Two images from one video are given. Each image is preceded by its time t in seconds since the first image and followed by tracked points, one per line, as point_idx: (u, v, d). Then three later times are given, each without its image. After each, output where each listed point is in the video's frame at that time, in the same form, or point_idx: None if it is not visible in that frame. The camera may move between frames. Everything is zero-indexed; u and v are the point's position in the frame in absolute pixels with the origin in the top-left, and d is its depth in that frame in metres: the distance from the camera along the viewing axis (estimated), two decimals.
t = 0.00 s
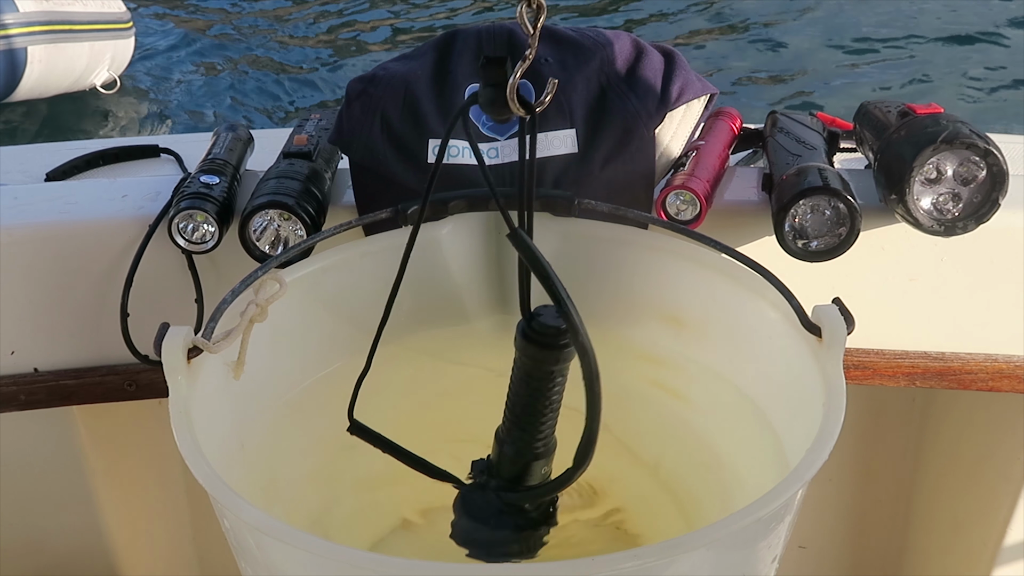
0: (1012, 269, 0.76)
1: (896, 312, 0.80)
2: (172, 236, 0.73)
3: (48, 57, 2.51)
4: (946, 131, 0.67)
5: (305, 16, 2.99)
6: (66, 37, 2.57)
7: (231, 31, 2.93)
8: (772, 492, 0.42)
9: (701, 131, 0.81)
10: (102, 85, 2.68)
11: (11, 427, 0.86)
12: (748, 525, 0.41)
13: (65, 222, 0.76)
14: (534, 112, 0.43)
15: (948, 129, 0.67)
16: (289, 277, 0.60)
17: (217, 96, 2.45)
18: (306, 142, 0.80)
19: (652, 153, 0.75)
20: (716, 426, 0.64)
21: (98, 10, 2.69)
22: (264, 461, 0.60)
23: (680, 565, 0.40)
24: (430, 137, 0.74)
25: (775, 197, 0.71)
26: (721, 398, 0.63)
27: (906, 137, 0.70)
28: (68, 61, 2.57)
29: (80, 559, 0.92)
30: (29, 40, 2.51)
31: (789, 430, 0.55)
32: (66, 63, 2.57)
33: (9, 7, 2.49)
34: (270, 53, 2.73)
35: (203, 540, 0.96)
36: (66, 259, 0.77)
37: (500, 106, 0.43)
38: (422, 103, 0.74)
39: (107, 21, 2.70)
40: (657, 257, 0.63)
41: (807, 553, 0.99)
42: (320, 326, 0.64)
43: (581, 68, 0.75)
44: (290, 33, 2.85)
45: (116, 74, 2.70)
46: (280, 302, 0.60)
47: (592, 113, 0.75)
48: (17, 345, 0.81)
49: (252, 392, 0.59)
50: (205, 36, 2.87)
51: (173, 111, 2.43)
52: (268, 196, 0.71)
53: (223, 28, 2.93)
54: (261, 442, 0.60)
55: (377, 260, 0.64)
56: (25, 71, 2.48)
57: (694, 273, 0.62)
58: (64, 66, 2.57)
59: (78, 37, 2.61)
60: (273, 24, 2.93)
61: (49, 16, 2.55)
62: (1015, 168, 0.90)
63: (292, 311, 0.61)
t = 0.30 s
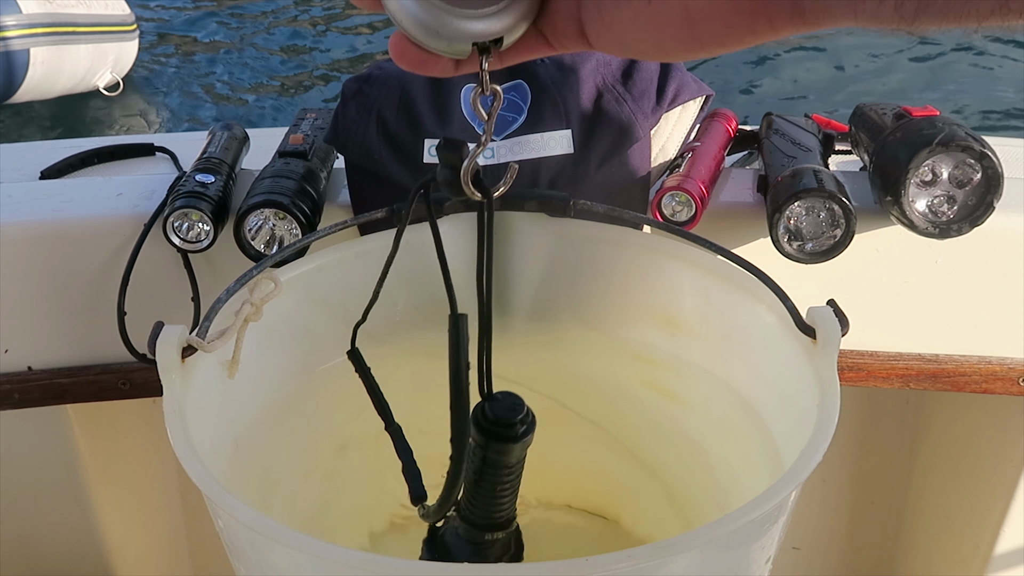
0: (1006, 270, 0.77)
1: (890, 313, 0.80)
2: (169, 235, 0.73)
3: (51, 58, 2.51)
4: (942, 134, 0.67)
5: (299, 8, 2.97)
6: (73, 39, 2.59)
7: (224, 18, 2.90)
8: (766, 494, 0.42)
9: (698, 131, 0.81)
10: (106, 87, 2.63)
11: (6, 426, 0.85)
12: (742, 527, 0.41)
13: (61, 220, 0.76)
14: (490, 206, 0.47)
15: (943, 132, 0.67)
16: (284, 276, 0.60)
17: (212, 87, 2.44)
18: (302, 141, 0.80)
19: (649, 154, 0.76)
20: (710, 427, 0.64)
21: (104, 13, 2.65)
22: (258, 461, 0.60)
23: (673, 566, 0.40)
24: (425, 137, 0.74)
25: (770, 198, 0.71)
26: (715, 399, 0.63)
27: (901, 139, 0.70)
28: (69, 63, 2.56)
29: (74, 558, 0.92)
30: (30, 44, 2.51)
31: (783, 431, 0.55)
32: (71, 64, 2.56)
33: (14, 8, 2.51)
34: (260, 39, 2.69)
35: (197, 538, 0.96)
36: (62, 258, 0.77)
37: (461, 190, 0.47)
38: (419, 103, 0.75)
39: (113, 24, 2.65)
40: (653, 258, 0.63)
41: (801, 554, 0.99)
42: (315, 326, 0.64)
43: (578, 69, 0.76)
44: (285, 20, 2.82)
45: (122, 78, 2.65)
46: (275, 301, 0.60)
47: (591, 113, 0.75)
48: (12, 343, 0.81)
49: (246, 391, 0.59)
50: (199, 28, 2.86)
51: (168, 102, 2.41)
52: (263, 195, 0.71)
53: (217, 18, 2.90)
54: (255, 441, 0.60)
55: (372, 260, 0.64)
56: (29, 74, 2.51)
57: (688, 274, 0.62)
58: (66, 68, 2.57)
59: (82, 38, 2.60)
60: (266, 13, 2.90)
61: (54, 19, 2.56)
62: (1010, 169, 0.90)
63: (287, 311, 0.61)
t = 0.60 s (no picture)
0: (1006, 271, 0.76)
1: (890, 314, 0.80)
2: (169, 235, 0.73)
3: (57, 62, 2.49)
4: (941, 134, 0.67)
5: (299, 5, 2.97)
6: (79, 43, 2.56)
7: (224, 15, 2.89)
8: (765, 494, 0.42)
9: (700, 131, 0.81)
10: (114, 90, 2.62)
11: (6, 425, 0.85)
12: (740, 527, 0.41)
13: (60, 220, 0.76)
14: (487, 281, 0.57)
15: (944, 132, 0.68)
16: (284, 276, 0.60)
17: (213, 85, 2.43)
18: (302, 141, 0.80)
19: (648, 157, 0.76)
20: (710, 427, 0.64)
21: (111, 15, 2.64)
22: (258, 460, 0.60)
23: (671, 567, 0.40)
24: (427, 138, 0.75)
25: (771, 198, 0.71)
26: (714, 399, 0.63)
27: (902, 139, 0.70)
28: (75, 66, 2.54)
29: (73, 557, 0.92)
30: (36, 48, 2.49)
31: (783, 432, 0.55)
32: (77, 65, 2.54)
33: (20, 13, 2.50)
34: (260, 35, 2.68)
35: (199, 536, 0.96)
36: (61, 258, 0.77)
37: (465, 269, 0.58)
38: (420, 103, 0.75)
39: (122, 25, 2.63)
40: (654, 258, 0.63)
41: (801, 554, 0.99)
42: (315, 325, 0.64)
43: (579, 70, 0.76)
44: (285, 17, 2.82)
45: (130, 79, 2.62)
46: (275, 301, 0.60)
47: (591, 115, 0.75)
48: (12, 343, 0.81)
49: (246, 391, 0.59)
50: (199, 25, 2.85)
51: (168, 102, 2.41)
52: (263, 195, 0.71)
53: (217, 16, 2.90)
54: (255, 441, 0.60)
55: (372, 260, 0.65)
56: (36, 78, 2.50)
57: (689, 274, 0.62)
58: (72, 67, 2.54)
59: (85, 43, 2.56)
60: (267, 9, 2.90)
61: (58, 24, 2.54)
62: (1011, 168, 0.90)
63: (287, 310, 0.61)
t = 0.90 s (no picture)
0: (1006, 268, 0.76)
1: (890, 312, 0.80)
2: (176, 234, 0.73)
3: (58, 61, 2.50)
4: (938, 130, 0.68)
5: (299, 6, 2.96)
6: (76, 42, 2.54)
7: (224, 16, 2.89)
8: (766, 492, 0.42)
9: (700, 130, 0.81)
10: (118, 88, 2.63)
11: (6, 426, 0.85)
12: (741, 526, 0.41)
13: (61, 220, 0.76)
14: (498, 289, 0.57)
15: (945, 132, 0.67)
16: (284, 275, 0.60)
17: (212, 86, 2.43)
18: (302, 141, 0.80)
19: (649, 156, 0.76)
20: (711, 426, 0.64)
21: (115, 15, 2.63)
22: (260, 460, 0.60)
23: (672, 566, 0.40)
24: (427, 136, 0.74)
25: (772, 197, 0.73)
26: (714, 398, 0.63)
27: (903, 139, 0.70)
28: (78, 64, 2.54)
29: (74, 558, 0.92)
30: (37, 48, 2.49)
31: (784, 431, 0.55)
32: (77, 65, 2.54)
33: (21, 13, 2.49)
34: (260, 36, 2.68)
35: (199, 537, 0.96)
36: (61, 259, 0.77)
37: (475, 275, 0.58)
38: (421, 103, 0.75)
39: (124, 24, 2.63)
40: (654, 257, 0.63)
41: (801, 554, 0.99)
42: (316, 325, 0.64)
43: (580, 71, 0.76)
44: (285, 18, 2.82)
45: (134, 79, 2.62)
46: (276, 301, 0.60)
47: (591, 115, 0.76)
48: (12, 344, 0.81)
49: (247, 391, 0.59)
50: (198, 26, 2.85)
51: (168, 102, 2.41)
52: (263, 195, 0.71)
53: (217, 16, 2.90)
54: (257, 441, 0.60)
55: (372, 259, 0.65)
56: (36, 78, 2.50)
57: (690, 273, 0.62)
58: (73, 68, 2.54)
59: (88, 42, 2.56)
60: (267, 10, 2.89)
61: (60, 24, 2.52)
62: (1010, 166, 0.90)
63: (288, 310, 0.61)
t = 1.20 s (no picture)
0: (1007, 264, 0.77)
1: (892, 309, 0.80)
2: (188, 237, 0.74)
3: (59, 61, 2.47)
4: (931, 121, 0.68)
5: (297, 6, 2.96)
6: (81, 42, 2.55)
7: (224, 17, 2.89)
8: (770, 491, 0.42)
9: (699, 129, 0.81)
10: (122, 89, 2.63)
11: (10, 428, 0.86)
12: (745, 525, 0.40)
13: (62, 223, 0.76)
14: (515, 294, 0.59)
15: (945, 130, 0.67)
16: (285, 276, 0.60)
17: (213, 87, 2.43)
18: (304, 142, 0.80)
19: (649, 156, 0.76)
20: (715, 426, 0.64)
21: (120, 15, 2.64)
22: (263, 461, 0.60)
23: (674, 566, 0.40)
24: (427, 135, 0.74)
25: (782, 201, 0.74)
26: (717, 398, 0.63)
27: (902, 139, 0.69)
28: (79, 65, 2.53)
29: (78, 559, 0.92)
30: (36, 47, 2.50)
31: (787, 431, 0.54)
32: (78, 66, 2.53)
33: (21, 12, 2.50)
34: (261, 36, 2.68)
35: (199, 540, 0.96)
36: (63, 260, 0.77)
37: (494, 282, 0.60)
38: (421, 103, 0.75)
39: (129, 25, 2.62)
40: (657, 257, 0.63)
41: (806, 553, 0.99)
42: (319, 326, 0.64)
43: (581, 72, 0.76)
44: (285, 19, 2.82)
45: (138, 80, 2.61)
46: (277, 302, 0.60)
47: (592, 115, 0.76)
48: (15, 345, 0.81)
49: (250, 392, 0.59)
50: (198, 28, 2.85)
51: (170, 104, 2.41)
52: (265, 196, 0.71)
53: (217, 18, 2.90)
54: (260, 441, 0.60)
55: (375, 259, 0.65)
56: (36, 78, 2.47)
57: (692, 272, 0.62)
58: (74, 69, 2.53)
59: (90, 43, 2.56)
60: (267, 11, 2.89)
61: (59, 23, 2.53)
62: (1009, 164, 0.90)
63: (291, 310, 0.61)
